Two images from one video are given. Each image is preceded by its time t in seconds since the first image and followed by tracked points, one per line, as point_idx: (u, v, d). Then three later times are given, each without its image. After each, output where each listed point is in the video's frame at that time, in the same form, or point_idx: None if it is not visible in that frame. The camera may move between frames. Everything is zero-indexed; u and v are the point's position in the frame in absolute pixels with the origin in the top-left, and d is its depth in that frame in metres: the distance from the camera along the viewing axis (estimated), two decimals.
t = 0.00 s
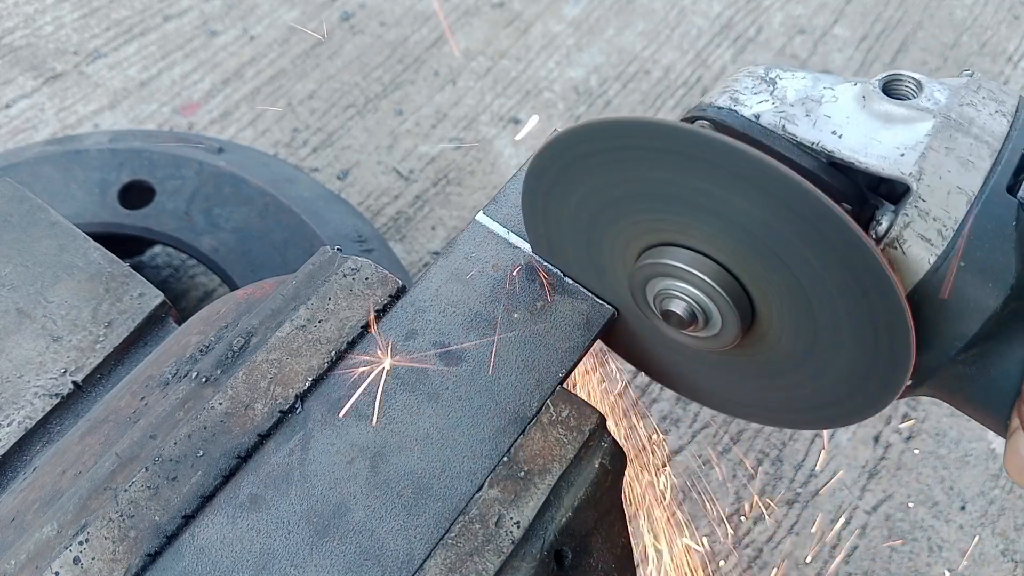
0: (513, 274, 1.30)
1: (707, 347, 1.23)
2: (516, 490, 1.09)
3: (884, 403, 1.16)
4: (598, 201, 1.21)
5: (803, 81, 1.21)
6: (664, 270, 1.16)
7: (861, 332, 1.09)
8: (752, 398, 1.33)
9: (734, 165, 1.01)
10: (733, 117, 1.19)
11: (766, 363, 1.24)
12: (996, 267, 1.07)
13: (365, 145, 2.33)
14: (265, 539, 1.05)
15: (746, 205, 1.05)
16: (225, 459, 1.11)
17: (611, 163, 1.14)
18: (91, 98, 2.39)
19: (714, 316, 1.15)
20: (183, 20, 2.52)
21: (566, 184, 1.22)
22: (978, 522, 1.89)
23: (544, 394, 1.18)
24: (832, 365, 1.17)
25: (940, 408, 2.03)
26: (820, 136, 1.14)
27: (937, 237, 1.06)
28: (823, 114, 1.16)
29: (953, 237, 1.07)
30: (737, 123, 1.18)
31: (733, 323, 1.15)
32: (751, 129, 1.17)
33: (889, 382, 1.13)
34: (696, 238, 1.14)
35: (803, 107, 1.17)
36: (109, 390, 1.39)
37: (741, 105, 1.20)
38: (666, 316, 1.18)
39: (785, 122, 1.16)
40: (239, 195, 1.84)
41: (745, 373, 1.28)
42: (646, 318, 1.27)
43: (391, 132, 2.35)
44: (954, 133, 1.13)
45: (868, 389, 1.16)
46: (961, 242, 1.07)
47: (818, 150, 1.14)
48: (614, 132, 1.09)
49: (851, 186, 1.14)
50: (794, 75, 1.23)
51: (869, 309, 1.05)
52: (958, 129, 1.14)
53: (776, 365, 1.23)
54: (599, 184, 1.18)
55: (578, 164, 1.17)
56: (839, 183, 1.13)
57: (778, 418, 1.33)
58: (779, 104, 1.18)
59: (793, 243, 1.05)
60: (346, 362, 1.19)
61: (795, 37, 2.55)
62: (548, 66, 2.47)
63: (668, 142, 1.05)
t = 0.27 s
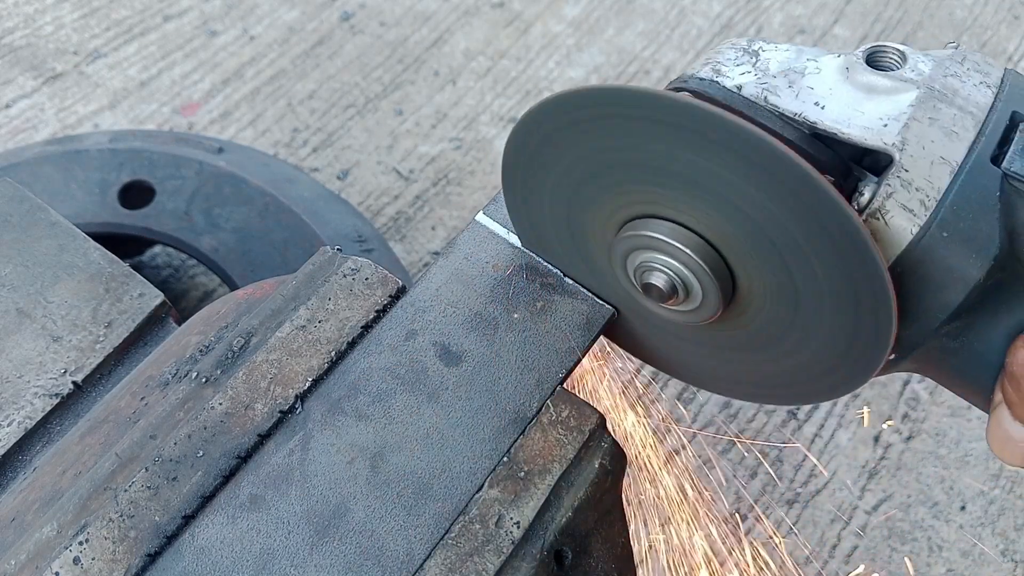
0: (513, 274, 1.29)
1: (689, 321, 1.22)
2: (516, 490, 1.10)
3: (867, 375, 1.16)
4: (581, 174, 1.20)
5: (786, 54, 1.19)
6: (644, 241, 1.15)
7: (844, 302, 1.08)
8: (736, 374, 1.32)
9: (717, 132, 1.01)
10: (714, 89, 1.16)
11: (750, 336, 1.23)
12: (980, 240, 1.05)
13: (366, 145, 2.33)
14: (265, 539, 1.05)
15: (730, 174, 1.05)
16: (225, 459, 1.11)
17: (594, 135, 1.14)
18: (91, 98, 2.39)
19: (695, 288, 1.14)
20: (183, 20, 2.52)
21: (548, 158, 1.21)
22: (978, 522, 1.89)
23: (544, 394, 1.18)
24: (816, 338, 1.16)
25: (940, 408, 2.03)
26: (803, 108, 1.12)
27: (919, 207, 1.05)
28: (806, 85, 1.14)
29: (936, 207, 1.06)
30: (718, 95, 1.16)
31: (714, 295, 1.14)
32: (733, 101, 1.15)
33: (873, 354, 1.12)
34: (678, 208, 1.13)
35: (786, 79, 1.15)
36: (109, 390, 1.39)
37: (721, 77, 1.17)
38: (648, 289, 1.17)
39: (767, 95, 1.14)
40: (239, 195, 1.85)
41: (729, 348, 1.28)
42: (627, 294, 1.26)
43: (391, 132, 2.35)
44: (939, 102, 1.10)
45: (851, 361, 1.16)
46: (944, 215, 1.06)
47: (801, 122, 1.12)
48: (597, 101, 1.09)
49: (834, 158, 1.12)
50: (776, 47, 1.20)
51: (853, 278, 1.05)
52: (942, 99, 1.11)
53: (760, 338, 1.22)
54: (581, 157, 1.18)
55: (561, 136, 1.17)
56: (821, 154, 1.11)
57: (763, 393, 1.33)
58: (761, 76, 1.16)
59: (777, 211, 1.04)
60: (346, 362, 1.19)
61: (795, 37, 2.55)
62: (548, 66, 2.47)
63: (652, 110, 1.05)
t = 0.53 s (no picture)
0: (513, 274, 1.29)
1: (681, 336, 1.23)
2: (516, 490, 1.10)
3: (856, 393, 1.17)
4: (578, 189, 1.21)
5: (781, 72, 1.20)
6: (640, 257, 1.16)
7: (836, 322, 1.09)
8: (729, 387, 1.33)
9: (714, 153, 1.01)
10: (708, 106, 1.18)
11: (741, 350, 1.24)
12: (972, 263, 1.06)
13: (366, 145, 2.33)
14: (265, 539, 1.05)
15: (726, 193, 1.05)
16: (225, 459, 1.11)
17: (591, 150, 1.14)
18: (91, 98, 2.39)
19: (690, 304, 1.15)
20: (183, 20, 2.53)
21: (546, 171, 1.22)
22: (978, 522, 1.89)
23: (544, 394, 1.18)
24: (807, 354, 1.17)
25: (940, 408, 2.03)
26: (796, 125, 1.14)
27: (909, 223, 1.06)
28: (800, 104, 1.16)
29: (925, 223, 1.06)
30: (712, 113, 1.17)
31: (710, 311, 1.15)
32: (727, 119, 1.16)
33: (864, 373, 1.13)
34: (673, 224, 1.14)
35: (780, 97, 1.17)
36: (108, 390, 1.39)
37: (716, 95, 1.19)
38: (642, 303, 1.18)
39: (761, 112, 1.16)
40: (240, 196, 1.85)
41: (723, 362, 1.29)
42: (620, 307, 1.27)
43: (391, 132, 2.35)
44: (929, 120, 1.11)
45: (841, 379, 1.17)
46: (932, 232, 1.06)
47: (794, 140, 1.14)
48: (600, 115, 1.08)
49: (827, 176, 1.12)
50: (771, 66, 1.22)
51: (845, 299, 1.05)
52: (932, 117, 1.12)
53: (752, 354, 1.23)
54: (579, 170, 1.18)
55: (557, 149, 1.18)
56: (815, 171, 1.12)
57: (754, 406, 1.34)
58: (756, 94, 1.18)
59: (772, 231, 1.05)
60: (346, 362, 1.19)
61: (795, 37, 2.55)
62: (548, 66, 2.47)
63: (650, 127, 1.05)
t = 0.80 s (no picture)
0: (513, 275, 1.29)
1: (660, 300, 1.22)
2: (516, 490, 1.10)
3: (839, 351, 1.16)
4: (549, 154, 1.22)
5: (760, 29, 1.19)
6: (616, 218, 1.16)
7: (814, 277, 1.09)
8: (712, 352, 1.32)
9: (682, 104, 1.02)
10: (686, 63, 1.16)
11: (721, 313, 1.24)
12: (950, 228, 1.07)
13: (366, 145, 2.33)
14: (265, 540, 1.05)
15: (694, 147, 1.06)
16: (225, 459, 1.11)
17: (563, 111, 1.15)
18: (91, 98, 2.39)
19: (666, 266, 1.15)
20: (183, 20, 2.53)
21: (518, 139, 1.23)
22: (978, 522, 1.89)
23: (543, 394, 1.18)
24: (788, 312, 1.16)
25: (941, 408, 2.02)
26: (774, 82, 1.13)
27: (890, 180, 1.07)
28: (778, 60, 1.15)
29: (907, 179, 1.07)
30: (690, 69, 1.16)
31: (686, 269, 1.15)
32: (705, 75, 1.15)
33: (845, 328, 1.12)
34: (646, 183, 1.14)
35: (758, 54, 1.16)
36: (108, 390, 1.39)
37: (694, 52, 1.17)
38: (619, 266, 1.18)
39: (739, 69, 1.14)
40: (240, 196, 1.85)
41: (705, 326, 1.28)
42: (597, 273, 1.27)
43: (391, 132, 2.35)
44: (910, 76, 1.11)
45: (825, 337, 1.16)
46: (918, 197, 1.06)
47: (773, 97, 1.12)
48: (570, 73, 1.09)
49: (807, 133, 1.12)
50: (750, 23, 1.20)
51: (819, 250, 1.05)
52: (913, 73, 1.12)
53: (733, 315, 1.23)
54: (549, 135, 1.19)
55: (524, 116, 1.19)
56: (796, 127, 1.12)
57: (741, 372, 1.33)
58: (734, 51, 1.16)
59: (743, 182, 1.05)
60: (346, 362, 1.19)
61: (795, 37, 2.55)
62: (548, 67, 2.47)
63: (612, 83, 1.06)
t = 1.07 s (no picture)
0: (513, 274, 1.29)
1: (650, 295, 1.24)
2: (516, 490, 1.10)
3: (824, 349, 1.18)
4: (544, 148, 1.23)
5: (751, 27, 1.19)
6: (609, 214, 1.18)
7: (801, 273, 1.11)
8: (699, 349, 1.34)
9: (676, 98, 1.04)
10: (677, 61, 1.17)
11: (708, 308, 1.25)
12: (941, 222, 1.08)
13: (366, 145, 2.33)
14: (265, 539, 1.05)
15: (688, 142, 1.07)
16: (224, 459, 1.11)
17: (557, 105, 1.16)
18: (91, 98, 2.39)
19: (658, 260, 1.17)
20: (183, 20, 2.52)
21: (512, 133, 1.25)
22: (978, 522, 1.89)
23: (543, 395, 1.17)
24: (774, 309, 1.18)
25: (940, 408, 2.02)
26: (766, 79, 1.13)
27: (880, 175, 1.07)
28: (770, 57, 1.15)
29: (897, 174, 1.07)
30: (680, 67, 1.16)
31: (677, 263, 1.17)
32: (695, 72, 1.16)
33: (832, 324, 1.14)
34: (638, 177, 1.16)
35: (750, 51, 1.16)
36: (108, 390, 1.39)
37: (685, 49, 1.18)
38: (611, 260, 1.20)
39: (731, 66, 1.15)
40: (240, 196, 1.85)
41: (692, 324, 1.30)
42: (587, 269, 1.29)
43: (391, 132, 2.35)
44: (901, 73, 1.11)
45: (811, 333, 1.18)
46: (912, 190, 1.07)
47: (764, 94, 1.13)
48: (565, 67, 1.11)
49: (798, 130, 1.12)
50: (741, 20, 1.21)
51: (808, 246, 1.07)
52: (904, 69, 1.12)
53: (720, 311, 1.25)
54: (543, 129, 1.21)
55: (519, 110, 1.21)
56: (786, 123, 1.12)
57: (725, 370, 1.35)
58: (726, 48, 1.17)
59: (734, 176, 1.07)
60: (346, 362, 1.19)
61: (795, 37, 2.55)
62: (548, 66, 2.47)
63: (609, 76, 1.08)
